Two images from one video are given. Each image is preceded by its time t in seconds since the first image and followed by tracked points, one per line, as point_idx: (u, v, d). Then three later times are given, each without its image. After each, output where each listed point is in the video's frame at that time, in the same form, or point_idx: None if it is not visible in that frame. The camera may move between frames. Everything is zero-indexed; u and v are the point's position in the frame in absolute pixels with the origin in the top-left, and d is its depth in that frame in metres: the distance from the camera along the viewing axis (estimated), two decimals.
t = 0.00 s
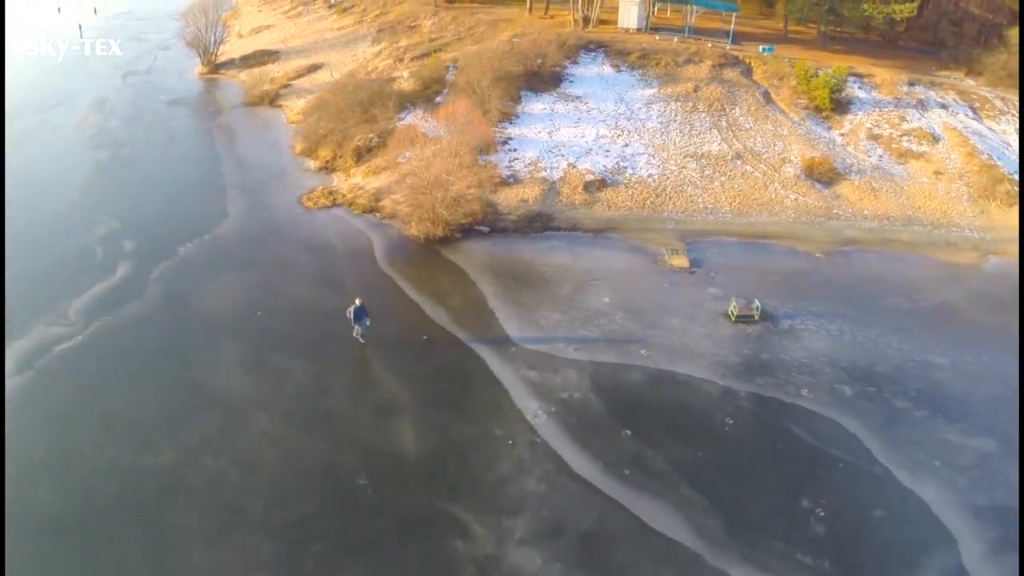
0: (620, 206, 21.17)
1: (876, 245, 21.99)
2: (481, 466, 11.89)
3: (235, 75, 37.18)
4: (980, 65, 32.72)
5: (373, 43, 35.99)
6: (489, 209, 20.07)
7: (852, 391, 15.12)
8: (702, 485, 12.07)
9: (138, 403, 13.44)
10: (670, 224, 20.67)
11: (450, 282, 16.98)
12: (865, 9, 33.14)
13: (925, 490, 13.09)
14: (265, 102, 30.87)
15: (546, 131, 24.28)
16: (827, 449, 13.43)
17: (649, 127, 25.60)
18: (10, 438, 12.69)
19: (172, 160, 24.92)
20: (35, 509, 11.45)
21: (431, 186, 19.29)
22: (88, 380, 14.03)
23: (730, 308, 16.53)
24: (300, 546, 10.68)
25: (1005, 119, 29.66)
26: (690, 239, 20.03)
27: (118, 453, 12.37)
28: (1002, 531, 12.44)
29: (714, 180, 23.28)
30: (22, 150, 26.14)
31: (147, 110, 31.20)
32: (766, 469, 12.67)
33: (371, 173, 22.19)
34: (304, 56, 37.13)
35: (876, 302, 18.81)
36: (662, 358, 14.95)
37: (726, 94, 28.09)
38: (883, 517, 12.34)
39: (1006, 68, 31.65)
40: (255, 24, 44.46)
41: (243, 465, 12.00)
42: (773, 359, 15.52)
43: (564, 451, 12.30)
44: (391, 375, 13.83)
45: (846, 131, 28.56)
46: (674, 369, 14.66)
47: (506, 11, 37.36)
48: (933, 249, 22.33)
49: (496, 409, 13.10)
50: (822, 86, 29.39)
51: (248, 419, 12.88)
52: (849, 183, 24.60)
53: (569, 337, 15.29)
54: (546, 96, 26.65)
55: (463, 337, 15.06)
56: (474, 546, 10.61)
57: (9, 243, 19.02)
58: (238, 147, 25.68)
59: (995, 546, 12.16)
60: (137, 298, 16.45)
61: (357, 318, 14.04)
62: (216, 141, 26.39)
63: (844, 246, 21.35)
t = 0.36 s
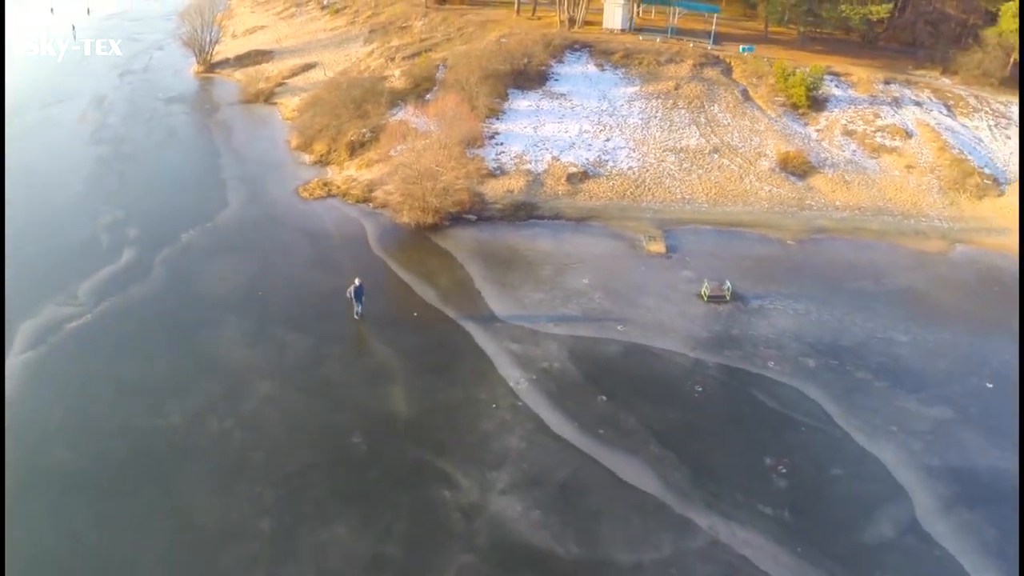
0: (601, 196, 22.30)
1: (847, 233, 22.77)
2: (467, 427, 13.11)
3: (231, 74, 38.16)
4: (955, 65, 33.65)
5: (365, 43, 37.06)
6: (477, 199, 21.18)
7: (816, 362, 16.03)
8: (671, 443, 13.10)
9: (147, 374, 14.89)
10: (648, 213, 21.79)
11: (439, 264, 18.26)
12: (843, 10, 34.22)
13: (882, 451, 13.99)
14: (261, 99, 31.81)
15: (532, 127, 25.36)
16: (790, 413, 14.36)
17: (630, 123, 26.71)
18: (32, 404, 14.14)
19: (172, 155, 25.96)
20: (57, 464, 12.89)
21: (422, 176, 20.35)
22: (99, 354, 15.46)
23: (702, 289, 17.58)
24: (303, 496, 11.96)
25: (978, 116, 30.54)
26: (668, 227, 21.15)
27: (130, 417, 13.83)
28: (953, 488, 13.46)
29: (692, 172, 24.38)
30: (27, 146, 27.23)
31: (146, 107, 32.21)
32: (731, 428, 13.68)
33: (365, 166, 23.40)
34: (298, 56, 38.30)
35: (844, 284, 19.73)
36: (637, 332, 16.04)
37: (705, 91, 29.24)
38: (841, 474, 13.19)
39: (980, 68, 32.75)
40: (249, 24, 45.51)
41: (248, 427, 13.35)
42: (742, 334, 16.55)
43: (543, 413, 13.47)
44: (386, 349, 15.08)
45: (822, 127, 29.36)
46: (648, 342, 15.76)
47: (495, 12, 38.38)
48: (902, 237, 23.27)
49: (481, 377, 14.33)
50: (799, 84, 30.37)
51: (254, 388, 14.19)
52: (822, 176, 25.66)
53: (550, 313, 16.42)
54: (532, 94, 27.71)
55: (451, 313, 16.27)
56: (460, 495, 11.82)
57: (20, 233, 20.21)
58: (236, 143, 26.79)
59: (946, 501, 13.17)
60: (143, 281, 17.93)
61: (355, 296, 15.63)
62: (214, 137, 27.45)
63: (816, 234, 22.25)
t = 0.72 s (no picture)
0: (585, 186, 23.33)
1: (821, 221, 23.74)
2: (459, 395, 14.15)
3: (225, 74, 39.34)
4: (932, 63, 33.96)
5: (356, 42, 38.26)
6: (466, 189, 22.24)
7: (788, 338, 16.85)
8: (649, 409, 14.04)
9: (156, 346, 16.26)
10: (631, 202, 22.82)
11: (429, 247, 19.38)
12: (821, 9, 34.94)
13: (850, 419, 14.71)
14: (254, 96, 33.58)
15: (519, 121, 26.31)
16: (762, 383, 15.22)
17: (614, 118, 27.68)
18: (49, 376, 15.42)
19: (169, 151, 27.81)
20: (76, 427, 14.11)
21: (414, 166, 21.32)
22: (109, 331, 16.80)
23: (680, 272, 18.56)
24: (306, 456, 13.05)
25: (954, 111, 30.86)
26: (649, 215, 22.19)
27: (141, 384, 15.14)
28: (915, 453, 14.22)
29: (672, 164, 25.37)
30: (29, 143, 28.36)
31: (142, 103, 33.45)
32: (706, 395, 14.64)
33: (358, 158, 24.77)
34: (290, 53, 39.56)
35: (816, 266, 20.67)
36: (618, 310, 17.06)
37: (687, 88, 30.25)
38: (808, 438, 14.01)
39: (957, 65, 33.09)
40: (242, 22, 46.92)
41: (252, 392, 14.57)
42: (718, 312, 17.51)
43: (529, 382, 14.51)
44: (383, 326, 16.21)
45: (800, 122, 29.56)
46: (628, 318, 16.78)
47: (484, 11, 39.37)
48: (875, 226, 23.95)
49: (471, 350, 15.40)
50: (778, 80, 30.36)
51: (261, 363, 15.35)
52: (798, 168, 26.67)
53: (536, 294, 17.43)
54: (519, 90, 28.62)
55: (444, 296, 17.27)
56: (452, 454, 12.86)
57: (30, 224, 21.76)
58: (230, 138, 28.72)
59: (910, 464, 13.94)
60: (147, 267, 19.38)
61: (357, 279, 16.57)
62: (210, 134, 29.30)
63: (790, 223, 23.23)
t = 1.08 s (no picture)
0: (586, 177, 24.26)
1: (814, 212, 24.52)
2: (466, 367, 15.12)
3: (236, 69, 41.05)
4: (927, 61, 34.28)
5: (363, 37, 39.56)
6: (472, 178, 23.29)
7: (778, 320, 17.63)
8: (645, 381, 14.94)
9: (176, 324, 17.50)
10: (631, 193, 23.71)
11: (436, 233, 20.53)
12: (818, 9, 35.67)
13: (835, 394, 15.40)
14: (264, 90, 35.70)
15: (523, 114, 27.20)
16: (752, 360, 16.02)
17: (615, 112, 28.51)
18: (77, 350, 16.62)
19: (181, 142, 29.39)
20: (103, 397, 15.30)
21: (422, 156, 22.46)
22: (131, 309, 18.03)
23: (677, 258, 19.42)
24: (324, 422, 14.14)
25: (948, 108, 31.25)
26: (647, 205, 23.03)
27: (165, 358, 16.37)
28: (897, 425, 14.88)
29: (671, 157, 26.23)
30: (50, 139, 29.97)
31: (154, 96, 35.91)
32: (699, 369, 15.48)
33: (367, 149, 26.08)
34: (298, 48, 41.14)
35: (807, 254, 21.49)
36: (616, 291, 18.00)
37: (686, 84, 30.98)
38: (796, 410, 14.74)
39: (951, 63, 33.50)
40: (250, 18, 48.88)
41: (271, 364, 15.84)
42: (712, 295, 18.30)
43: (532, 355, 15.47)
44: (394, 305, 17.24)
45: (796, 118, 30.19)
46: (626, 299, 17.70)
47: (487, 8, 40.31)
48: (866, 217, 24.73)
49: (477, 328, 16.34)
50: (774, 78, 30.81)
51: (281, 341, 16.53)
52: (794, 161, 27.45)
53: (539, 276, 18.42)
54: (522, 85, 29.46)
55: (454, 279, 18.25)
56: (460, 420, 13.87)
57: (52, 211, 23.11)
58: (241, 131, 30.39)
59: (892, 436, 14.57)
60: (166, 252, 20.58)
61: (374, 262, 17.30)
62: (222, 128, 30.92)
63: (784, 213, 23.99)
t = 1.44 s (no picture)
0: (605, 169, 25.19)
1: (826, 207, 25.22)
2: (489, 344, 16.03)
3: (262, 62, 42.17)
4: (941, 62, 34.79)
5: (387, 32, 40.71)
6: (494, 169, 24.27)
7: (787, 306, 18.41)
8: (658, 360, 15.77)
9: (211, 299, 18.55)
10: (648, 185, 24.62)
11: (459, 220, 21.55)
12: (834, 9, 36.14)
13: (840, 376, 16.09)
14: (290, 82, 36.88)
15: (543, 109, 28.17)
16: (761, 343, 16.81)
17: (633, 108, 29.32)
18: (118, 323, 17.68)
19: (210, 131, 30.50)
20: (144, 366, 16.37)
21: (447, 147, 23.49)
22: (167, 285, 19.09)
23: (691, 247, 20.25)
24: (356, 391, 15.08)
25: (960, 109, 31.75)
26: (663, 197, 23.92)
27: (200, 330, 17.41)
28: (899, 406, 15.53)
29: (687, 151, 27.05)
30: (85, 127, 31.17)
31: (181, 87, 37.34)
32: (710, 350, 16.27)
33: (393, 140, 27.10)
34: (322, 42, 42.32)
35: (817, 246, 22.22)
36: (633, 277, 18.87)
37: (703, 81, 31.64)
38: (801, 390, 15.48)
39: (964, 65, 34.04)
40: (275, 12, 50.27)
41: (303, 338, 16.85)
42: (724, 282, 19.09)
43: (551, 333, 16.34)
44: (421, 287, 18.21)
45: (810, 116, 30.81)
46: (641, 284, 18.57)
47: (509, 5, 41.31)
48: (876, 213, 25.39)
49: (499, 308, 17.25)
50: (789, 75, 31.42)
51: (314, 317, 17.53)
52: (807, 158, 28.11)
53: (559, 262, 19.35)
54: (543, 80, 30.35)
55: (477, 263, 19.20)
56: (483, 392, 14.74)
57: (91, 195, 24.29)
58: (269, 122, 31.45)
59: (894, 416, 15.22)
60: (199, 233, 21.64)
61: (405, 247, 18.25)
62: (251, 118, 32.00)
63: (796, 207, 24.72)
